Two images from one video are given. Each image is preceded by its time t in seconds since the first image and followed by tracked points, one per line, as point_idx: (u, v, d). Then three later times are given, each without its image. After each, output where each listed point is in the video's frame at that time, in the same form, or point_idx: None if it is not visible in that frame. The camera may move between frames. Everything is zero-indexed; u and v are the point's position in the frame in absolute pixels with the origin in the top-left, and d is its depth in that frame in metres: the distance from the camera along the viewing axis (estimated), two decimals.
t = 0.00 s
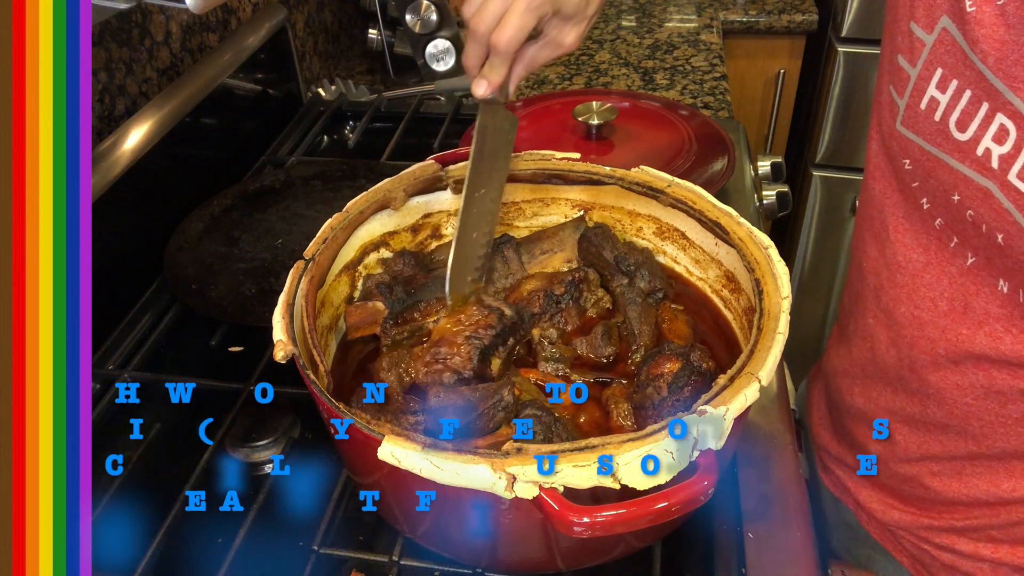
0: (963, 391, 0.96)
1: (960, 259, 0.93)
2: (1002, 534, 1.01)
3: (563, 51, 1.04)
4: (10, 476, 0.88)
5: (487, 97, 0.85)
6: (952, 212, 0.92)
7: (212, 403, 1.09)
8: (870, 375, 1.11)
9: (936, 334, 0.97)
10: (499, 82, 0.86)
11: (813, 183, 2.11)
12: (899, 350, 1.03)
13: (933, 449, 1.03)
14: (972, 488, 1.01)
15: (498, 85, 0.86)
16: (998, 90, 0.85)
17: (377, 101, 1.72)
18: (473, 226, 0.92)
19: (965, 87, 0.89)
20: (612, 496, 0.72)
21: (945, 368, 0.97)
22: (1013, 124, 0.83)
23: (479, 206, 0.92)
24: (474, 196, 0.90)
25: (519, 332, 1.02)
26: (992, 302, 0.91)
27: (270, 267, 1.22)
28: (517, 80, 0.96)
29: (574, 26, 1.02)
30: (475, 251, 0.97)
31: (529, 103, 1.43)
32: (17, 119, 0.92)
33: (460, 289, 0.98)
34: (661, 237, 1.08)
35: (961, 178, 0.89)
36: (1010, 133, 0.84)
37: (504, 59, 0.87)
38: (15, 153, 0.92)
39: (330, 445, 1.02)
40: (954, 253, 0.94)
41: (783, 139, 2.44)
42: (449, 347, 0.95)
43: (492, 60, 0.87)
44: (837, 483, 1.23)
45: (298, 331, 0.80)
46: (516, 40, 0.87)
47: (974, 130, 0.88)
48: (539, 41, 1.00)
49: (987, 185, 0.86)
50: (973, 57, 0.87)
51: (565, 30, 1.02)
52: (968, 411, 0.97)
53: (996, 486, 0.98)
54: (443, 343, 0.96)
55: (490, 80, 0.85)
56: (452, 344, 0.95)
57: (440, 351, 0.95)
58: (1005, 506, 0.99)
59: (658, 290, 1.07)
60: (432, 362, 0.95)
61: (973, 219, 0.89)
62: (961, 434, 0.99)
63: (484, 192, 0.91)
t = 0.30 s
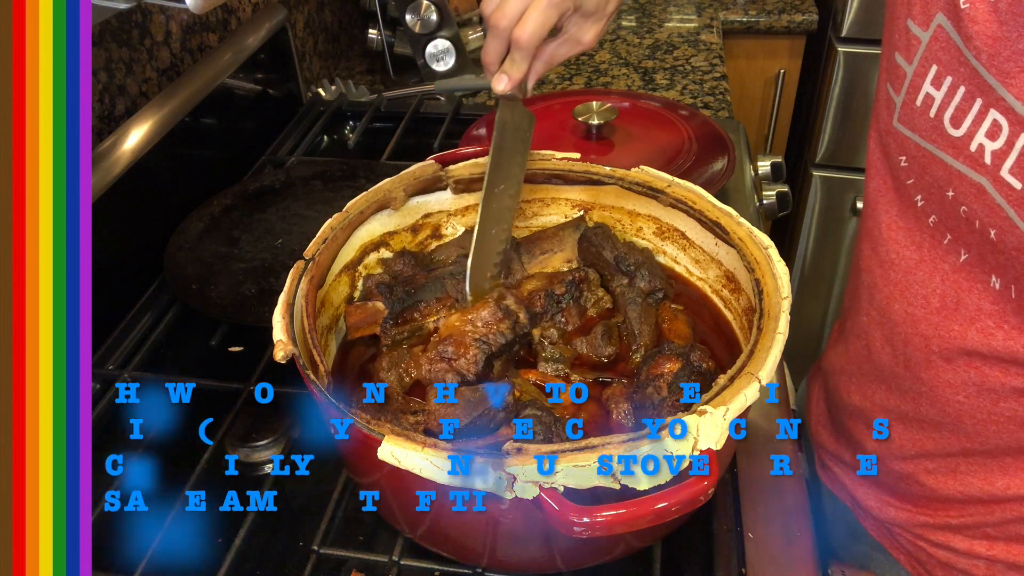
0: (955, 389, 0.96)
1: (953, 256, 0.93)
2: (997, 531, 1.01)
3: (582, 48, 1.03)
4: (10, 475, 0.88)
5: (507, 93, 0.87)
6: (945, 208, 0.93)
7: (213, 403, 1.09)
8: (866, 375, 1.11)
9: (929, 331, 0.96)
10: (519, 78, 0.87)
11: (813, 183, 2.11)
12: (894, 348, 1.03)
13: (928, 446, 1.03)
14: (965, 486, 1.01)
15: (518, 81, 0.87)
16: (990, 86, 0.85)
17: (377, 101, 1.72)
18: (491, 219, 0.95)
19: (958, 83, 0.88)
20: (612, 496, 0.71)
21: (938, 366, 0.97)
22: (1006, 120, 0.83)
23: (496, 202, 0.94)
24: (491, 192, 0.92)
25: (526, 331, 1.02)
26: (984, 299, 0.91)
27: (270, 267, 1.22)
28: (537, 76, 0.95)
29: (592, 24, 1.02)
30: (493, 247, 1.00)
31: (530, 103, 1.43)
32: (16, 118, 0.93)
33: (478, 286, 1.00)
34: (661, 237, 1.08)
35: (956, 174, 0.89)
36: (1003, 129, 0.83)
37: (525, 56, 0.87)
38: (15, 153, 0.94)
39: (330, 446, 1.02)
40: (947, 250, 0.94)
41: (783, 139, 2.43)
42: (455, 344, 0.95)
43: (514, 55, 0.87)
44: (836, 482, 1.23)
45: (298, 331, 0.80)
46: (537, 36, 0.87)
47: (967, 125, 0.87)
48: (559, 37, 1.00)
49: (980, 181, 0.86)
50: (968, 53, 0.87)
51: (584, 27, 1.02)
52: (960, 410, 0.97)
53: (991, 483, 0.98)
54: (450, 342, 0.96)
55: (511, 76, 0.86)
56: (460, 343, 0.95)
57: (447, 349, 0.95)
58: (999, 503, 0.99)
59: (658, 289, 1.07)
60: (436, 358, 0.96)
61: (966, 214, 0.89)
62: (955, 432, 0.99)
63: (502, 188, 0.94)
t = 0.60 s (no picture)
0: (953, 389, 0.96)
1: (949, 256, 0.93)
2: (998, 531, 1.01)
3: (599, 52, 1.04)
4: (10, 475, 0.88)
5: (526, 94, 0.87)
6: (943, 208, 0.93)
7: (212, 403, 1.09)
8: (864, 376, 1.11)
9: (926, 331, 0.96)
10: (538, 79, 0.88)
11: (813, 183, 2.11)
12: (892, 349, 1.03)
13: (928, 447, 1.04)
14: (967, 486, 1.01)
15: (537, 83, 0.88)
16: (987, 83, 0.84)
17: (377, 101, 1.72)
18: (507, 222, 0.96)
19: (955, 83, 0.88)
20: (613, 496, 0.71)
21: (937, 366, 0.97)
22: (1003, 117, 0.83)
23: (512, 204, 0.95)
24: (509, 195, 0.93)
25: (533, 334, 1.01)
26: (980, 299, 0.90)
27: (270, 267, 1.22)
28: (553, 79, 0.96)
29: (610, 28, 1.02)
30: (510, 248, 1.01)
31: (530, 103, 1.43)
32: (16, 118, 0.94)
33: (495, 288, 1.03)
34: (661, 237, 1.08)
35: (953, 173, 0.89)
36: (999, 126, 0.83)
37: (545, 57, 0.87)
38: (15, 153, 0.94)
39: (330, 446, 1.02)
40: (943, 250, 0.94)
41: (783, 139, 2.44)
42: (462, 348, 0.95)
43: (534, 56, 0.87)
44: (836, 482, 1.23)
45: (298, 331, 0.80)
46: (558, 37, 0.87)
47: (964, 124, 0.87)
48: (576, 40, 1.01)
49: (977, 179, 0.86)
50: (964, 52, 0.87)
51: (602, 31, 1.02)
52: (959, 411, 0.97)
53: (992, 484, 0.98)
54: (459, 344, 0.95)
55: (530, 78, 0.87)
56: (468, 347, 0.95)
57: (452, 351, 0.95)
58: (1000, 503, 0.99)
59: (658, 289, 1.07)
60: (441, 357, 0.94)
61: (964, 214, 0.89)
62: (954, 433, 0.99)
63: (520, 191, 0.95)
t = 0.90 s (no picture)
0: (954, 389, 0.96)
1: (949, 256, 0.93)
2: (1001, 530, 1.01)
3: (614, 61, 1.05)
4: (10, 475, 0.89)
5: (541, 104, 0.86)
6: (943, 208, 0.92)
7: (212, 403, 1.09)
8: (865, 377, 1.11)
9: (927, 331, 0.96)
10: (553, 89, 0.87)
11: (813, 183, 2.11)
12: (893, 349, 1.03)
13: (930, 447, 1.03)
14: (970, 485, 1.01)
15: (552, 92, 0.86)
16: (986, 83, 0.84)
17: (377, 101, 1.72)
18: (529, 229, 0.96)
19: (954, 83, 0.88)
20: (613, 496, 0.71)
21: (939, 366, 0.97)
22: (1002, 115, 0.83)
23: (531, 211, 0.95)
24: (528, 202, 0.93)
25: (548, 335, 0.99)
26: (980, 298, 0.90)
27: (270, 267, 1.22)
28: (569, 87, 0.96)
29: (624, 37, 1.03)
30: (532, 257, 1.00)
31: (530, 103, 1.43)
32: (16, 118, 0.94)
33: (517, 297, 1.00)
34: (661, 237, 1.09)
35: (953, 173, 0.89)
36: (998, 124, 0.83)
37: (561, 65, 0.88)
38: (14, 153, 0.94)
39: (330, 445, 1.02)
40: (943, 250, 0.94)
41: (783, 139, 2.44)
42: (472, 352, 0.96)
43: (549, 65, 0.88)
44: (837, 482, 1.23)
45: (298, 331, 0.80)
46: (573, 46, 0.87)
47: (963, 123, 0.87)
48: (591, 49, 1.01)
49: (977, 177, 0.86)
50: (963, 51, 0.87)
51: (617, 39, 1.02)
52: (962, 411, 0.97)
53: (995, 483, 0.98)
54: (465, 346, 0.96)
55: (545, 87, 0.86)
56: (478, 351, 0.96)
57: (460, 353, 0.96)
58: (1003, 503, 0.99)
59: (658, 289, 1.08)
60: (445, 359, 0.96)
61: (964, 213, 0.89)
62: (956, 433, 0.99)
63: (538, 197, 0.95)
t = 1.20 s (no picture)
0: (960, 389, 0.96)
1: (954, 257, 0.93)
2: (1007, 530, 1.01)
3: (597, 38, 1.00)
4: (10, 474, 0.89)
5: (513, 76, 0.83)
6: (947, 209, 0.92)
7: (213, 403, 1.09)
8: (869, 377, 1.11)
9: (933, 332, 0.96)
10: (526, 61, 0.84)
11: (813, 183, 2.11)
12: (898, 350, 1.03)
13: (936, 447, 1.03)
14: (977, 486, 1.01)
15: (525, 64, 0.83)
16: (988, 84, 0.85)
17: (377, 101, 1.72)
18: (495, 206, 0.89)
19: (956, 85, 0.88)
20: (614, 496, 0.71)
21: (945, 367, 0.97)
22: (1005, 116, 0.83)
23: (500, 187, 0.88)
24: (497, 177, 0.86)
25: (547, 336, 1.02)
26: (986, 299, 0.91)
27: (270, 267, 1.22)
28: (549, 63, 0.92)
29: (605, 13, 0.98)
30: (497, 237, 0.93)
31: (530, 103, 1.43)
32: (16, 118, 0.94)
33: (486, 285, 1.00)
34: (661, 237, 1.09)
35: (956, 175, 0.89)
36: (1002, 125, 0.83)
37: (534, 37, 0.84)
38: (14, 154, 0.94)
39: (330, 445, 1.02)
40: (949, 251, 0.94)
41: (783, 139, 2.44)
42: (456, 343, 0.97)
43: (522, 38, 0.84)
44: (840, 482, 1.23)
45: (298, 331, 0.80)
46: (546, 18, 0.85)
47: (966, 125, 0.87)
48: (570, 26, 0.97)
49: (980, 178, 0.86)
50: (964, 53, 0.87)
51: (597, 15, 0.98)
52: (969, 412, 0.97)
53: (1002, 484, 0.98)
54: (452, 341, 0.97)
55: (517, 59, 0.83)
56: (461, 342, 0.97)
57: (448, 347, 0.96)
58: (1010, 503, 0.99)
59: (657, 289, 1.08)
60: (437, 356, 0.95)
61: (968, 214, 0.89)
62: (962, 434, 0.99)
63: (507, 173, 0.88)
